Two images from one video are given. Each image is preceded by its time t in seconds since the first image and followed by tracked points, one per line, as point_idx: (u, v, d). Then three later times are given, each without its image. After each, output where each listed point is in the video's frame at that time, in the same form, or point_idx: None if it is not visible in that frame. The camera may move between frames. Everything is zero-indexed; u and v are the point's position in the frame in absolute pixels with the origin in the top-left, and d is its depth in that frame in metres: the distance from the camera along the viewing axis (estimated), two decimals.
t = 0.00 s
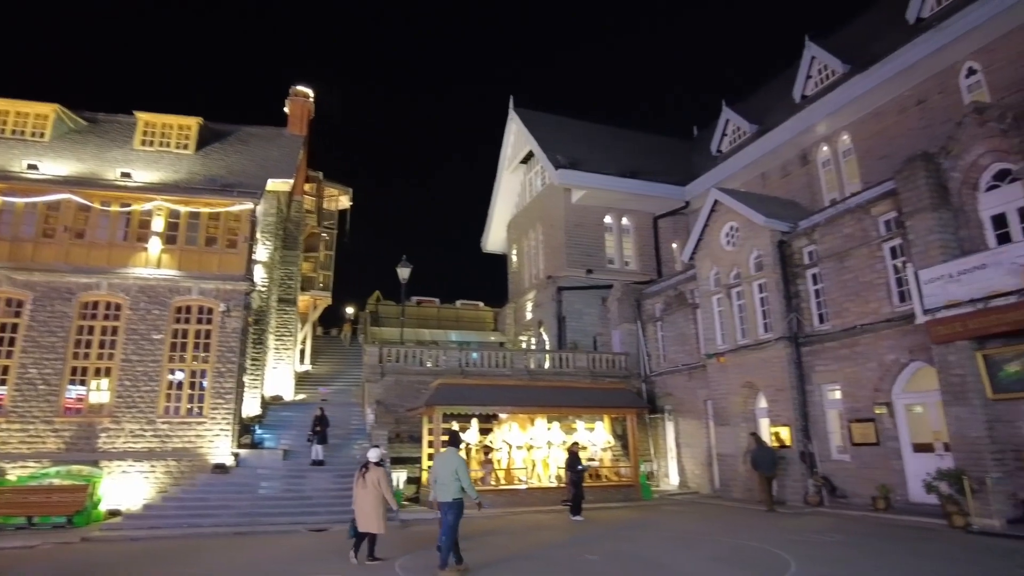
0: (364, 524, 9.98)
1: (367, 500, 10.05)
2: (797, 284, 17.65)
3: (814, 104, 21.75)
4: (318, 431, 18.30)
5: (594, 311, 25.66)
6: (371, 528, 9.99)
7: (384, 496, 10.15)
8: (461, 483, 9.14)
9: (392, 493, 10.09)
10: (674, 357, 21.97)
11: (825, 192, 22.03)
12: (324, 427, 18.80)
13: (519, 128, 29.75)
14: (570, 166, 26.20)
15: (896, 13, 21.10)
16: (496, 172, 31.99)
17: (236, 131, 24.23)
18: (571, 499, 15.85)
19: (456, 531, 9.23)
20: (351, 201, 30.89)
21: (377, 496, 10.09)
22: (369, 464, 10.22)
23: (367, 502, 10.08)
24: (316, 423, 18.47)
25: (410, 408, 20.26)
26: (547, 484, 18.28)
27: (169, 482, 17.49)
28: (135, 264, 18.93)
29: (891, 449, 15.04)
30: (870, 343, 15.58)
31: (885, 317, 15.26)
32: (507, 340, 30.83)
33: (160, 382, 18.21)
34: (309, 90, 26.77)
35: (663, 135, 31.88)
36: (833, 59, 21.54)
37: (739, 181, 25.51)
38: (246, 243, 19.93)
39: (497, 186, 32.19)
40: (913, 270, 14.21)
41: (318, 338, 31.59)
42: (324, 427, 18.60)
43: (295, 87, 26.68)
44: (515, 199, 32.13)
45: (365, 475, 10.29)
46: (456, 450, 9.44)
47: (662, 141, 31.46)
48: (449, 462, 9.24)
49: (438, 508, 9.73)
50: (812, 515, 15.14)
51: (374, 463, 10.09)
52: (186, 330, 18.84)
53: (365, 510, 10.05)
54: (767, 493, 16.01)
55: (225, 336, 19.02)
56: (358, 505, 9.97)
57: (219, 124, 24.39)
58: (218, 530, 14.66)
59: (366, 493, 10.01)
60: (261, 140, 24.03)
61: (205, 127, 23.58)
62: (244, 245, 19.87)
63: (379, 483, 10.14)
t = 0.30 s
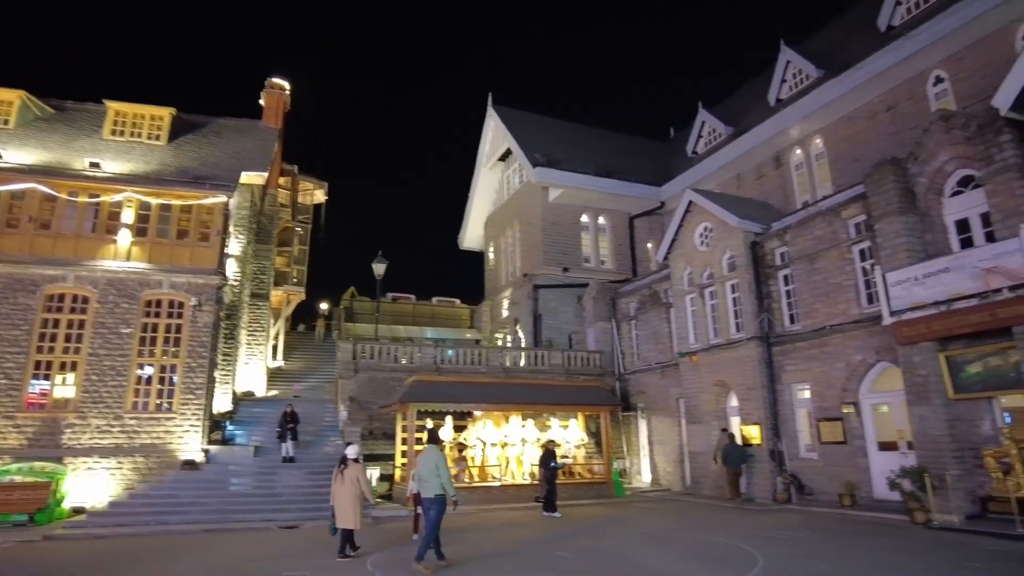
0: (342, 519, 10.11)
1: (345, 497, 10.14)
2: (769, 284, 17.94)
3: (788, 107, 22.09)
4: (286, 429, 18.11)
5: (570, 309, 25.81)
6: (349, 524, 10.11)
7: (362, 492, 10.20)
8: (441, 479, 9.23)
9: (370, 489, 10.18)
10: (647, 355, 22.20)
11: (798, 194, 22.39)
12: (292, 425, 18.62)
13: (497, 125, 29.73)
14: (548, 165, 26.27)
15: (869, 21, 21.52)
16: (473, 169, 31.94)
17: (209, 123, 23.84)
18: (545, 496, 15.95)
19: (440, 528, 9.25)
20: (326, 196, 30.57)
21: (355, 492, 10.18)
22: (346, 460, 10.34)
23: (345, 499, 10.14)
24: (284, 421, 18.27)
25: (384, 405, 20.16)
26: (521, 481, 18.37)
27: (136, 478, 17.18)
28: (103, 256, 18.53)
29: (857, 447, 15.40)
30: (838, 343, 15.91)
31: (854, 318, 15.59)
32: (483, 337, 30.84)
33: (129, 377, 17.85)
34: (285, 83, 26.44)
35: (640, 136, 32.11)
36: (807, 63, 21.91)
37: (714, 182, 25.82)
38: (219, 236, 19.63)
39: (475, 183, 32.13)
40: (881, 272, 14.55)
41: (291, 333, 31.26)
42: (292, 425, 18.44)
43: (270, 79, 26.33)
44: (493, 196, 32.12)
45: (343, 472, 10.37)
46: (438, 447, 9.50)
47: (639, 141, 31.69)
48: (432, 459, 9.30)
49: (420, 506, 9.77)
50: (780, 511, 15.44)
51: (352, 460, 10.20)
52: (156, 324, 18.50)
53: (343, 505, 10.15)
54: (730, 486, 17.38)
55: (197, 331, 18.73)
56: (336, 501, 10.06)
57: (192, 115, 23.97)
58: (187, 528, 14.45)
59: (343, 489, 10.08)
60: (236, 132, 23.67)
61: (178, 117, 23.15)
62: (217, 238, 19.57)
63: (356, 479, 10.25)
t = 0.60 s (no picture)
0: (315, 516, 10.03)
1: (319, 495, 10.05)
2: (737, 287, 18.27)
3: (758, 113, 22.48)
4: (251, 428, 17.81)
5: (542, 309, 25.93)
6: (322, 521, 10.03)
7: (335, 489, 10.11)
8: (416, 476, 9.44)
9: (343, 487, 10.08)
10: (617, 355, 22.43)
11: (766, 199, 22.80)
12: (258, 423, 18.32)
13: (471, 123, 29.71)
14: (522, 164, 26.34)
15: (837, 30, 22.03)
16: (447, 166, 31.85)
17: (178, 114, 23.40)
18: (514, 495, 16.06)
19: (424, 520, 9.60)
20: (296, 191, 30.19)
21: (329, 489, 10.09)
22: (319, 457, 10.26)
23: (318, 496, 10.07)
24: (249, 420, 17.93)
25: (353, 403, 20.02)
26: (490, 480, 18.45)
27: (96, 477, 16.75)
28: (65, 249, 18.04)
29: (820, 447, 15.77)
30: (803, 345, 16.27)
31: (818, 320, 15.96)
32: (455, 336, 30.80)
33: (90, 373, 17.43)
34: (257, 76, 26.07)
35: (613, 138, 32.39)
36: (777, 70, 22.33)
37: (685, 185, 26.14)
38: (186, 230, 19.28)
39: (449, 181, 32.05)
40: (845, 276, 14.90)
41: (259, 330, 30.83)
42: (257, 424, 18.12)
43: (241, 72, 25.93)
44: (467, 194, 32.08)
45: (317, 470, 10.30)
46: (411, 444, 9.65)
47: (612, 143, 31.95)
48: (407, 457, 9.46)
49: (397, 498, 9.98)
50: (745, 509, 15.76)
51: (326, 458, 10.10)
52: (120, 319, 18.10)
53: (316, 502, 10.08)
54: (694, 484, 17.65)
55: (162, 326, 18.37)
56: (309, 500, 9.96)
57: (160, 106, 23.50)
58: (150, 527, 14.19)
59: (317, 487, 9.99)
60: (205, 125, 23.26)
61: (145, 108, 22.67)
62: (184, 233, 19.23)
63: (330, 476, 10.17)
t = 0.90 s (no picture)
0: (281, 514, 10.11)
1: (285, 492, 10.17)
2: (700, 289, 18.60)
3: (724, 118, 22.93)
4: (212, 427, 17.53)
5: (509, 308, 25.99)
6: (289, 518, 10.13)
7: (302, 487, 10.23)
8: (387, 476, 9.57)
9: (309, 484, 10.18)
10: (582, 355, 22.62)
11: (730, 204, 23.23)
12: (219, 420, 18.01)
13: (441, 121, 29.61)
14: (492, 164, 26.36)
15: (801, 40, 22.59)
16: (416, 164, 31.67)
17: (140, 104, 22.82)
18: (478, 495, 16.07)
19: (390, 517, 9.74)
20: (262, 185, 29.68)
21: (295, 487, 10.21)
22: (286, 456, 10.41)
23: (285, 494, 10.19)
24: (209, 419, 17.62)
25: (316, 402, 19.78)
26: (455, 479, 18.46)
27: (46, 475, 15.94)
28: (17, 240, 17.42)
29: (778, 447, 16.17)
30: (763, 347, 16.66)
31: (778, 323, 16.35)
32: (422, 334, 30.67)
33: (42, 369, 16.90)
34: (222, 67, 25.57)
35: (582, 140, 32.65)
36: (743, 77, 22.80)
37: (651, 189, 26.46)
38: (147, 224, 18.84)
39: (417, 178, 31.89)
40: (805, 280, 15.30)
41: (221, 326, 30.23)
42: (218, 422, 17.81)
43: (207, 63, 25.41)
44: (436, 193, 31.97)
45: (284, 468, 10.42)
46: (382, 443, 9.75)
47: (581, 145, 32.20)
48: (378, 457, 9.56)
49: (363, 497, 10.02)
50: (705, 508, 16.08)
51: (293, 455, 10.25)
52: (75, 313, 17.57)
53: (283, 500, 10.19)
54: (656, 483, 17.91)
55: (119, 322, 17.88)
56: (275, 498, 10.11)
57: (120, 96, 22.88)
58: (104, 528, 13.80)
59: (283, 485, 10.12)
60: (168, 116, 22.73)
61: (105, 97, 22.04)
62: (145, 226, 18.78)
63: (296, 474, 10.28)
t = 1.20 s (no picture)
0: (251, 513, 9.96)
1: (257, 492, 10.00)
2: (668, 291, 18.84)
3: (694, 122, 23.24)
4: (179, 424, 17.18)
5: (480, 307, 25.95)
6: (259, 518, 9.98)
7: (275, 487, 10.06)
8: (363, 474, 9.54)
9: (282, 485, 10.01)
10: (552, 355, 22.73)
11: (699, 206, 23.58)
12: (185, 418, 17.64)
13: (414, 118, 29.43)
14: (464, 162, 26.27)
15: (770, 48, 23.03)
16: (388, 161, 31.42)
17: (102, 93, 22.23)
18: (446, 493, 16.14)
19: (361, 517, 9.65)
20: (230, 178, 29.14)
21: (267, 487, 10.04)
22: (261, 454, 10.19)
23: (257, 493, 10.03)
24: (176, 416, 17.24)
25: (282, 399, 19.48)
26: (422, 478, 18.42)
27: None
28: None
29: (742, 447, 16.47)
30: (729, 349, 16.94)
31: (744, 325, 16.65)
32: (391, 333, 30.46)
33: None
34: (190, 57, 25.01)
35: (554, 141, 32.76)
36: (714, 83, 23.14)
37: (622, 190, 26.72)
38: (109, 216, 18.35)
39: (389, 175, 31.64)
40: (770, 283, 15.58)
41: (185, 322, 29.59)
42: (185, 419, 17.44)
43: (175, 52, 24.83)
44: (408, 190, 31.76)
45: (258, 466, 10.24)
46: (361, 443, 9.79)
47: (554, 146, 32.32)
48: (354, 455, 9.53)
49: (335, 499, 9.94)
50: (670, 507, 16.30)
51: (267, 455, 10.05)
52: (30, 307, 17.05)
53: (254, 499, 10.02)
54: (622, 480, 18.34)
55: (78, 316, 17.37)
56: (247, 496, 9.95)
57: (82, 84, 22.26)
58: (58, 528, 13.41)
59: (256, 485, 9.95)
60: (132, 106, 22.15)
61: (66, 85, 21.43)
62: (106, 218, 18.27)
63: (269, 474, 10.10)
